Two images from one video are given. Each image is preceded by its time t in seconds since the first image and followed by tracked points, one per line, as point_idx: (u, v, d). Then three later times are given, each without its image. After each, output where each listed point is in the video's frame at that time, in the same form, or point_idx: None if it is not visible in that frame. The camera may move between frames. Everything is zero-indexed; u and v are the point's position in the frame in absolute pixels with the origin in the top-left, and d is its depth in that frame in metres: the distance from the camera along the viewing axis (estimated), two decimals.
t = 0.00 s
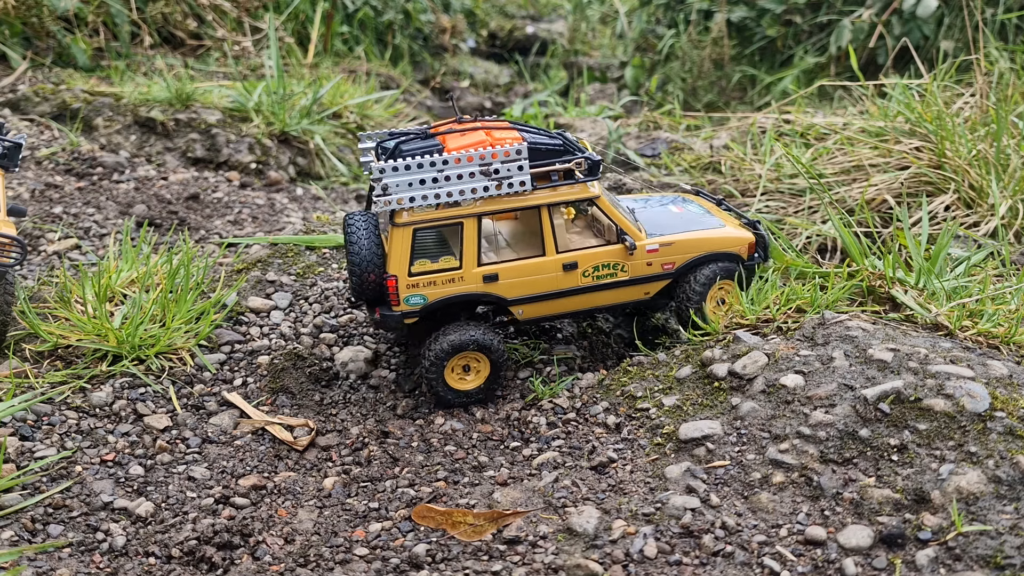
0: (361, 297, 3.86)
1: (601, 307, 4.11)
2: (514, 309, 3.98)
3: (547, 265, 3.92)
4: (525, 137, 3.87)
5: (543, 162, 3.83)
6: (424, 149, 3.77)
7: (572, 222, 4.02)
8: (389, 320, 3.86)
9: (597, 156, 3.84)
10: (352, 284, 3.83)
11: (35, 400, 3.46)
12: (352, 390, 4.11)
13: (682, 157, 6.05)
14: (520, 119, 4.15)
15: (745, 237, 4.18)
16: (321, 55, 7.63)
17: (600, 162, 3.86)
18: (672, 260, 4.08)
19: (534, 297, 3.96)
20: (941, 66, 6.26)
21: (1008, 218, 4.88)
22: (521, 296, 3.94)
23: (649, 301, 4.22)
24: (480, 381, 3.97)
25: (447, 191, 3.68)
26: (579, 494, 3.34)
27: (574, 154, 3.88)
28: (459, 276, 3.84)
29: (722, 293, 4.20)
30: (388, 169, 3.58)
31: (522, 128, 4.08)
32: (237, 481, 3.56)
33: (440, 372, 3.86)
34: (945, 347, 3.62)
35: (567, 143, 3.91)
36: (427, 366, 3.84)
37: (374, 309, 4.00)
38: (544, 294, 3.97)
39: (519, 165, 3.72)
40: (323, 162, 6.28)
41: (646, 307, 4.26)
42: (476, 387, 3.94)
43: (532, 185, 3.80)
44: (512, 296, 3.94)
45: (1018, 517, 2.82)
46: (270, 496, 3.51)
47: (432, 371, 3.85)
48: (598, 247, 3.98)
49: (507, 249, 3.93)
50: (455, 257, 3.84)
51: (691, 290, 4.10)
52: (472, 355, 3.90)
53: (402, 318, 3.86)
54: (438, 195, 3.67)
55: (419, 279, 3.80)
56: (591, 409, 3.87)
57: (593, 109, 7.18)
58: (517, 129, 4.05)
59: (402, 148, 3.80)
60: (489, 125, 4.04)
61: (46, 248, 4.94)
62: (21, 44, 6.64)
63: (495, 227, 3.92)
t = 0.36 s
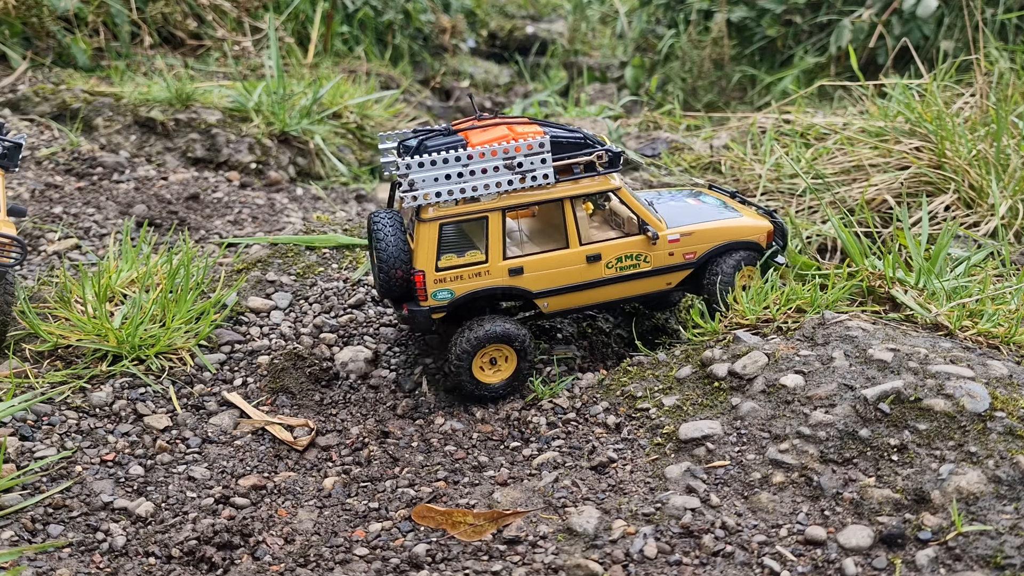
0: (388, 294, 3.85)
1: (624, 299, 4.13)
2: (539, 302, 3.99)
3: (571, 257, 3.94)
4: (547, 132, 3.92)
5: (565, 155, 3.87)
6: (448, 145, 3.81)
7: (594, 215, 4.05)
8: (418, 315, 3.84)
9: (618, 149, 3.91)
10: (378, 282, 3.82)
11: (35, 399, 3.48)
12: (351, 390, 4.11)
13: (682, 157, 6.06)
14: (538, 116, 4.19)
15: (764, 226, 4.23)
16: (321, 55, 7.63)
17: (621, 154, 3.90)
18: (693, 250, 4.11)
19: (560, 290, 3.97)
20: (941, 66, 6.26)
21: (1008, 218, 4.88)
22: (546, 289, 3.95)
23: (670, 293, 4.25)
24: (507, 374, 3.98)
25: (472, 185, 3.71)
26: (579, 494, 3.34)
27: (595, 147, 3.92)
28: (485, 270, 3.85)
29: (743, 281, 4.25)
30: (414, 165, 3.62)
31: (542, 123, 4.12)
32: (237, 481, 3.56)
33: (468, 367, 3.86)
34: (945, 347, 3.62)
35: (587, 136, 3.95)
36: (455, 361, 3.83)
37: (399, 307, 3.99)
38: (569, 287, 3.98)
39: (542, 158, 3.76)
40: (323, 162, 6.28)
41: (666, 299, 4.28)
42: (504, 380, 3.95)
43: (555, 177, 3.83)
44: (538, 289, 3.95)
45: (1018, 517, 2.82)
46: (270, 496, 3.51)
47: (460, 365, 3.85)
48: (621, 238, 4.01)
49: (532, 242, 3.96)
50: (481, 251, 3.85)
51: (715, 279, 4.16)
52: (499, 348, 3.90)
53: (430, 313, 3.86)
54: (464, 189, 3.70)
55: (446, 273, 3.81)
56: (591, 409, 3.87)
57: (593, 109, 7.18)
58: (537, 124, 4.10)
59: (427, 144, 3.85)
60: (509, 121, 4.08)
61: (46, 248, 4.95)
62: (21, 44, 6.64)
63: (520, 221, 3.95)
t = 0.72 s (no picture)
0: (417, 292, 3.87)
1: (648, 293, 4.17)
2: (566, 297, 4.02)
3: (597, 251, 3.98)
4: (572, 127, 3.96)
5: (589, 151, 3.93)
6: (476, 141, 3.83)
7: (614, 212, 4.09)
8: (447, 313, 3.87)
9: (641, 144, 3.96)
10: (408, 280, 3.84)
11: (34, 398, 3.49)
12: (351, 390, 4.10)
13: (682, 157, 6.06)
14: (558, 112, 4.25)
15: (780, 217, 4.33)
16: (321, 55, 7.63)
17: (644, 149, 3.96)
18: (713, 243, 4.19)
19: (587, 285, 4.01)
20: (941, 66, 6.26)
21: (1008, 218, 4.88)
22: (573, 285, 3.99)
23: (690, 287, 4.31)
24: (536, 369, 4.02)
25: (501, 181, 3.76)
26: (579, 494, 3.34)
27: (618, 142, 3.98)
28: (514, 266, 3.89)
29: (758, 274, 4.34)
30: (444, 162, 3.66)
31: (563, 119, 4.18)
32: (237, 481, 3.56)
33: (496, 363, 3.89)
34: (945, 347, 3.62)
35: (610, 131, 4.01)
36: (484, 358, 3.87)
37: (427, 305, 4.01)
38: (595, 282, 4.02)
39: (568, 154, 3.82)
40: (323, 162, 6.28)
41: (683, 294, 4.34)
42: (533, 376, 3.99)
43: (580, 172, 3.88)
44: (565, 284, 3.98)
45: (1018, 518, 2.83)
46: (270, 496, 3.51)
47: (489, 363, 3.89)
48: (644, 233, 4.06)
49: (556, 238, 4.00)
50: (509, 247, 3.88)
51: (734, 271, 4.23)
52: (528, 344, 3.94)
53: (460, 311, 3.88)
54: (493, 185, 3.75)
55: (475, 270, 3.84)
56: (591, 409, 3.87)
57: (593, 109, 7.18)
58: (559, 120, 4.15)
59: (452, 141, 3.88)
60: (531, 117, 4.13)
61: (46, 248, 4.95)
62: (21, 44, 6.64)
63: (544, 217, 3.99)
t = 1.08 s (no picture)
0: (461, 276, 3.96)
1: (679, 288, 4.30)
2: (603, 288, 4.13)
3: (635, 244, 4.10)
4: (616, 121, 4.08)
5: (632, 145, 4.04)
6: (525, 130, 3.92)
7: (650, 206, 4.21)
8: (491, 297, 3.97)
9: (681, 141, 4.08)
10: (453, 263, 3.94)
11: (35, 398, 3.50)
12: (351, 390, 4.10)
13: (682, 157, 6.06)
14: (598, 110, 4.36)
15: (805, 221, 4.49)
16: (321, 55, 7.63)
17: (684, 146, 4.09)
18: (743, 242, 4.34)
19: (624, 276, 4.12)
20: (941, 66, 6.26)
21: (1008, 218, 4.88)
22: (611, 275, 4.11)
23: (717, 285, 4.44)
24: (571, 360, 4.11)
25: (549, 168, 3.84)
26: (579, 494, 3.33)
27: (659, 138, 4.09)
28: (556, 254, 4.00)
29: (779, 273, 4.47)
30: (496, 146, 3.75)
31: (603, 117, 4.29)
32: (237, 481, 3.56)
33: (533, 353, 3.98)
34: (945, 347, 3.63)
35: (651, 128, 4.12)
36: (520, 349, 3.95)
37: (470, 290, 4.11)
38: (632, 273, 4.14)
39: (614, 146, 3.92)
40: (323, 162, 6.28)
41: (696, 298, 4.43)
42: (568, 366, 4.08)
43: (624, 165, 4.00)
44: (604, 274, 4.09)
45: (1018, 518, 2.83)
46: (270, 496, 3.51)
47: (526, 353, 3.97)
48: (680, 228, 4.19)
49: (596, 230, 4.11)
50: (553, 235, 3.99)
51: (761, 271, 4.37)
52: (565, 335, 4.03)
53: (502, 296, 3.98)
54: (542, 171, 3.82)
55: (520, 256, 3.94)
56: (591, 409, 3.87)
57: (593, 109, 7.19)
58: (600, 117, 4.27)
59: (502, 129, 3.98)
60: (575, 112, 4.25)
61: (46, 248, 4.94)
62: (21, 44, 6.63)
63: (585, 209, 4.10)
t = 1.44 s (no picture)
0: (506, 263, 3.98)
1: (711, 290, 4.36)
2: (641, 284, 4.19)
3: (674, 242, 4.16)
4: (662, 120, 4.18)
5: (677, 146, 4.15)
6: (577, 123, 4.01)
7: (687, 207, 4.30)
8: (534, 285, 3.99)
9: (722, 145, 4.18)
10: (499, 249, 3.96)
11: (35, 398, 3.50)
12: (351, 390, 4.10)
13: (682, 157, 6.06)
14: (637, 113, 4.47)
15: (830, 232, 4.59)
16: (321, 55, 7.62)
17: (725, 150, 4.19)
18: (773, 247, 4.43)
19: (662, 273, 4.18)
20: (941, 66, 6.26)
21: (1009, 218, 4.89)
22: (649, 272, 4.16)
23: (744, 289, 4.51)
24: (606, 352, 4.19)
25: (599, 162, 3.93)
26: (579, 494, 3.33)
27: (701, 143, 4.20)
28: (599, 247, 4.04)
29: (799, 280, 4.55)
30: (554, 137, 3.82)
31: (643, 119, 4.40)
32: (236, 481, 3.56)
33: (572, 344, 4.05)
34: (945, 347, 3.63)
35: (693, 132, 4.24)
36: (560, 339, 4.02)
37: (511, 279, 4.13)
38: (670, 271, 4.20)
39: (662, 145, 4.02)
40: (323, 162, 6.29)
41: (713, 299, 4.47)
42: (603, 359, 4.16)
43: (669, 165, 4.09)
44: (643, 270, 4.15)
45: (1018, 518, 2.84)
46: (270, 496, 3.51)
47: (565, 342, 4.04)
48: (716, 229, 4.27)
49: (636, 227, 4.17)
50: (597, 228, 4.04)
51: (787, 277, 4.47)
52: (603, 326, 4.11)
53: (545, 286, 4.00)
54: (593, 165, 3.92)
55: (565, 247, 3.98)
56: (591, 409, 3.87)
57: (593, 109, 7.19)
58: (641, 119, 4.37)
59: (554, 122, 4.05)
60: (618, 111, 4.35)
61: (46, 248, 4.94)
62: (21, 44, 6.63)
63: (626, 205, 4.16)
